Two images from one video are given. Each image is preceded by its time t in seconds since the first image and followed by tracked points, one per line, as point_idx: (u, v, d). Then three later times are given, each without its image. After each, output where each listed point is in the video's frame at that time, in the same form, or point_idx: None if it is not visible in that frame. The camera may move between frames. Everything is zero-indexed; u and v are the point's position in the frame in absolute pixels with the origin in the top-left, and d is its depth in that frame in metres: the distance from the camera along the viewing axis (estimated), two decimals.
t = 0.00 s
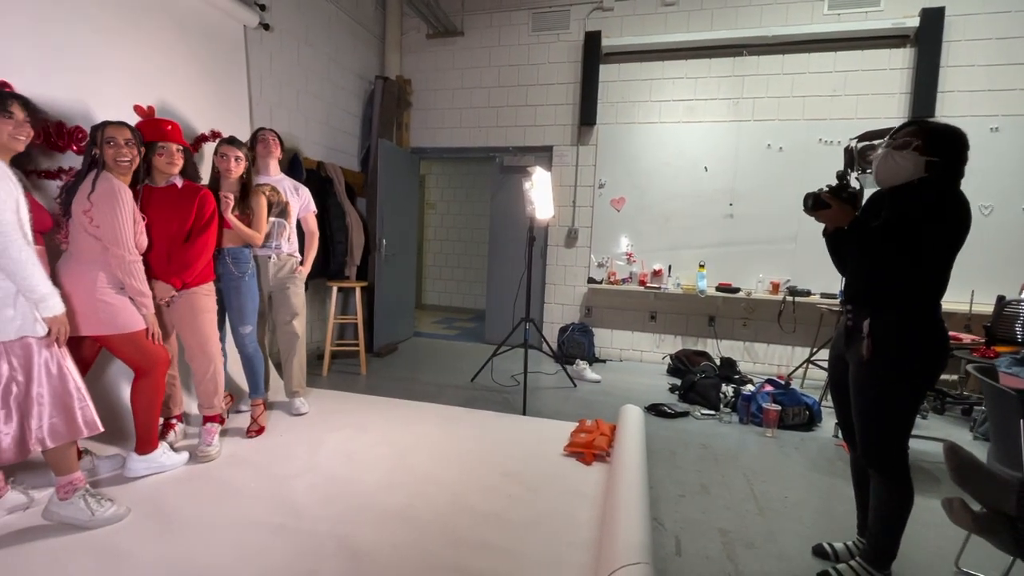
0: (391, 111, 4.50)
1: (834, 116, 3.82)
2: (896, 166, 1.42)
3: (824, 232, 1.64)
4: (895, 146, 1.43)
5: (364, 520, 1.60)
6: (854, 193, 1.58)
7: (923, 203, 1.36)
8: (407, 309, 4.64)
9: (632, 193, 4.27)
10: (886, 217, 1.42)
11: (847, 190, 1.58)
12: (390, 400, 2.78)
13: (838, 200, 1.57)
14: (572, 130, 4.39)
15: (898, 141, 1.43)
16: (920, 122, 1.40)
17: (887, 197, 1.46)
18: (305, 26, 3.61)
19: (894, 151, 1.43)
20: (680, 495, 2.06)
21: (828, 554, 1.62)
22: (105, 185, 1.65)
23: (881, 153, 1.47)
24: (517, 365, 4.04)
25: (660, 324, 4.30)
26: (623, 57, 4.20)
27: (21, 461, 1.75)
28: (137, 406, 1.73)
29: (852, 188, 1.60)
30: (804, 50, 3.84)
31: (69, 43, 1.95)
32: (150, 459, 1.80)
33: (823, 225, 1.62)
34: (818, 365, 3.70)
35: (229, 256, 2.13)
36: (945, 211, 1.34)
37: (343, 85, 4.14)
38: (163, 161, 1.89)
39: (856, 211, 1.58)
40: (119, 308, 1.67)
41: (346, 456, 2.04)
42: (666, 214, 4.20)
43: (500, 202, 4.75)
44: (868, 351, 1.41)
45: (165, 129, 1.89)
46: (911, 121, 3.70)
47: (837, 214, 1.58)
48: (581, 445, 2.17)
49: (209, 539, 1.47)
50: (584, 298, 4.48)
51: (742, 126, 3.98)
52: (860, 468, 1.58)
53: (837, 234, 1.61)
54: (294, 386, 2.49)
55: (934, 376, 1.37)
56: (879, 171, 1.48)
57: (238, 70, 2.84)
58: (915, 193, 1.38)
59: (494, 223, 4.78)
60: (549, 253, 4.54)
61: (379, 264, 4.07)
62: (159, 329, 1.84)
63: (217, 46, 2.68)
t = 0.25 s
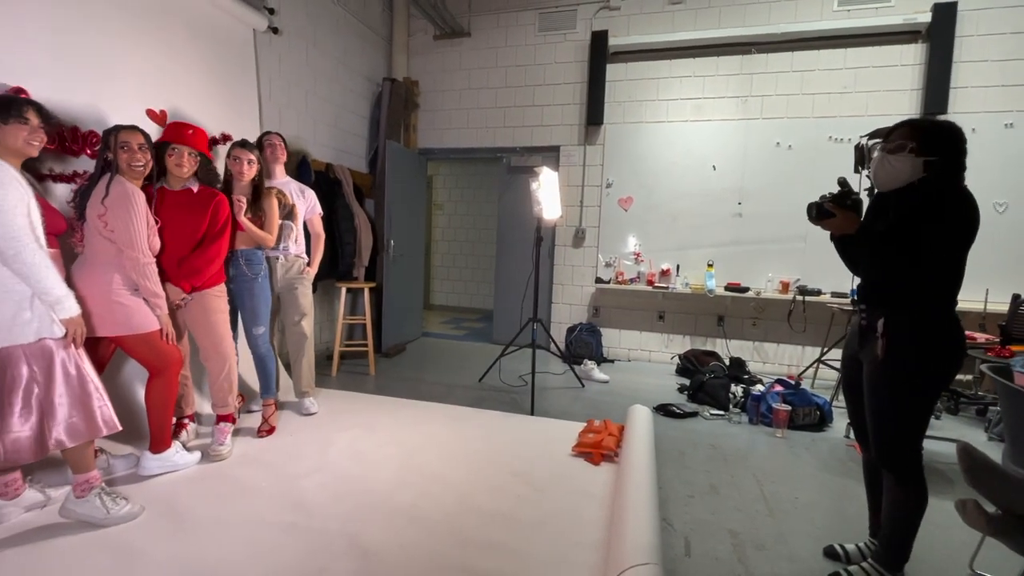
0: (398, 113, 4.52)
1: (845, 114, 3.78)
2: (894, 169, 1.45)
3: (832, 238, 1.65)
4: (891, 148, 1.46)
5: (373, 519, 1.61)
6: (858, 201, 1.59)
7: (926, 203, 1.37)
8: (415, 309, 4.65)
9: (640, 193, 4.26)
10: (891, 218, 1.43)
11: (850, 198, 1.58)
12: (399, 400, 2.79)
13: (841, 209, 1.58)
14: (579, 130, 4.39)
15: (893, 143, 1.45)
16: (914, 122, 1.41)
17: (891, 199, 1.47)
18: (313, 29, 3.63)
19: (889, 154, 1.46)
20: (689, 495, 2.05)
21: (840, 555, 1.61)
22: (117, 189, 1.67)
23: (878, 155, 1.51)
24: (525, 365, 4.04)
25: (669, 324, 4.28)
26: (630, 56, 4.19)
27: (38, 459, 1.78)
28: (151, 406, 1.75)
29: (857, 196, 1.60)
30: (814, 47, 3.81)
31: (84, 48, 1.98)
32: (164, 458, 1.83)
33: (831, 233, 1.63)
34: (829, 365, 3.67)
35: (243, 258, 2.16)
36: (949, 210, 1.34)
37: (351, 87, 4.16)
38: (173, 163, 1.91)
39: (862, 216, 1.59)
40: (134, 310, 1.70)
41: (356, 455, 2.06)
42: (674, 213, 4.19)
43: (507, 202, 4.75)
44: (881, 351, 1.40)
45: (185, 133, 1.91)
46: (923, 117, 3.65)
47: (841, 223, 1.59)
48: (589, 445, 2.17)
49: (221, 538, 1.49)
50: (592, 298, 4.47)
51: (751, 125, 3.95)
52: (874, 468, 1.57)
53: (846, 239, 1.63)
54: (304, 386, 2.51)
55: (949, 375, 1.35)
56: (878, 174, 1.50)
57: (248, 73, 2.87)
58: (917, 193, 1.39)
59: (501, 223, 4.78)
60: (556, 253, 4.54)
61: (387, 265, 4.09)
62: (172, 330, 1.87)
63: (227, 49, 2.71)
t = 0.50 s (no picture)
0: (407, 114, 4.54)
1: (857, 111, 3.73)
2: (902, 170, 1.44)
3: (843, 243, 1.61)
4: (898, 149, 1.45)
5: (384, 519, 1.62)
6: (866, 203, 1.57)
7: (937, 201, 1.35)
8: (424, 310, 4.67)
9: (649, 192, 4.24)
10: (902, 218, 1.41)
11: (858, 201, 1.57)
12: (409, 400, 2.81)
13: (850, 212, 1.55)
14: (588, 130, 4.38)
15: (900, 143, 1.44)
16: (923, 121, 1.40)
17: (902, 198, 1.45)
18: (323, 32, 3.67)
19: (897, 155, 1.45)
20: (701, 496, 2.04)
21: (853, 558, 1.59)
22: (132, 193, 1.70)
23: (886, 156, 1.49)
24: (535, 365, 4.04)
25: (679, 324, 4.26)
26: (639, 55, 4.17)
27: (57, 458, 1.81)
28: (164, 405, 1.78)
29: (865, 198, 1.59)
30: (826, 43, 3.77)
31: (100, 54, 2.02)
32: (178, 456, 1.86)
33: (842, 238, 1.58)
34: (842, 365, 3.62)
35: (257, 260, 2.18)
36: (961, 207, 1.31)
37: (361, 89, 4.19)
38: (188, 167, 1.93)
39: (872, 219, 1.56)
40: (148, 312, 1.73)
41: (366, 455, 2.07)
42: (683, 212, 4.16)
43: (516, 203, 4.76)
44: (897, 352, 1.38)
45: (202, 138, 1.95)
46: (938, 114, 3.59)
47: (851, 226, 1.54)
48: (599, 446, 2.16)
49: (234, 536, 1.51)
50: (602, 298, 4.45)
51: (762, 122, 3.92)
52: (890, 469, 1.55)
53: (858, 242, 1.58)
54: (315, 386, 2.53)
55: (966, 375, 1.33)
56: (887, 175, 1.49)
57: (260, 76, 2.91)
58: (927, 191, 1.37)
59: (510, 224, 4.79)
60: (565, 253, 4.53)
61: (397, 266, 4.11)
62: (187, 331, 1.89)
63: (239, 54, 2.74)
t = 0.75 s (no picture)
0: (422, 116, 4.57)
1: (879, 106, 3.65)
2: (926, 164, 1.40)
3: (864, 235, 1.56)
4: (921, 143, 1.41)
5: (400, 518, 1.64)
6: (889, 193, 1.51)
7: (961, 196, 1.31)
8: (439, 310, 4.70)
9: (665, 191, 4.20)
10: (925, 213, 1.37)
11: (881, 192, 1.51)
12: (424, 400, 2.82)
13: (871, 202, 1.50)
14: (603, 129, 4.35)
15: (923, 138, 1.41)
16: (947, 115, 1.37)
17: (924, 193, 1.41)
18: (339, 36, 3.71)
19: (920, 149, 1.41)
20: (718, 498, 2.02)
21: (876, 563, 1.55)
22: (155, 196, 1.74)
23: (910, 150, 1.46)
24: (549, 366, 4.03)
25: (696, 324, 4.21)
26: (654, 52, 4.14)
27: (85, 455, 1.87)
28: (186, 404, 1.82)
29: (888, 189, 1.53)
30: (846, 38, 3.69)
31: (125, 61, 2.07)
32: (200, 454, 1.89)
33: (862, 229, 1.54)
34: (864, 366, 3.55)
35: (276, 262, 2.22)
36: (986, 202, 1.27)
37: (376, 91, 4.23)
38: (207, 170, 1.97)
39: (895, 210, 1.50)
40: (170, 313, 1.77)
41: (382, 454, 2.09)
42: (700, 211, 4.12)
43: (530, 203, 4.75)
44: (918, 352, 1.35)
45: (222, 143, 1.99)
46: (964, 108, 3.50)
47: (871, 216, 1.50)
48: (615, 447, 2.15)
49: (254, 533, 1.53)
50: (617, 298, 4.42)
51: (780, 119, 3.85)
52: (912, 472, 1.51)
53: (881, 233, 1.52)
54: (333, 386, 2.56)
55: (992, 376, 1.29)
56: (911, 170, 1.46)
57: (278, 81, 2.95)
58: (950, 186, 1.34)
59: (525, 224, 4.79)
60: (580, 253, 4.51)
61: (412, 267, 4.14)
62: (207, 332, 1.93)
63: (258, 59, 2.79)
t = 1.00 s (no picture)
0: (438, 117, 4.60)
1: (904, 100, 3.56)
2: (958, 160, 1.37)
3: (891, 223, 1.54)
4: (952, 137, 1.38)
5: (417, 516, 1.65)
6: (921, 180, 1.47)
7: (991, 191, 1.27)
8: (456, 310, 4.72)
9: (682, 190, 4.15)
10: (952, 209, 1.34)
11: (913, 178, 1.47)
12: (440, 400, 2.84)
13: (901, 188, 1.48)
14: (619, 127, 4.33)
15: (955, 131, 1.37)
16: (981, 108, 1.33)
17: (952, 189, 1.38)
18: (356, 40, 3.76)
19: (951, 144, 1.38)
20: (737, 501, 1.99)
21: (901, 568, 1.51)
22: (178, 200, 1.78)
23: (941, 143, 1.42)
24: (565, 366, 4.02)
25: (714, 324, 4.16)
26: (670, 50, 4.10)
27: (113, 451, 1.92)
28: (209, 402, 1.86)
29: (920, 175, 1.48)
30: (868, 31, 3.61)
31: (150, 68, 2.13)
32: (222, 451, 1.94)
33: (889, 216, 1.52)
34: (889, 368, 3.46)
35: (294, 263, 2.25)
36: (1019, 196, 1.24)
37: (392, 94, 4.27)
38: (227, 172, 2.01)
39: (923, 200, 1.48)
40: (194, 313, 1.81)
41: (399, 453, 2.11)
42: (718, 210, 4.06)
43: (546, 203, 4.75)
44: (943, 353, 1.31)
45: (239, 145, 2.02)
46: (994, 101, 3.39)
47: (899, 203, 1.48)
48: (631, 448, 2.13)
49: (274, 529, 1.56)
50: (633, 298, 4.39)
51: (800, 116, 3.78)
52: (939, 477, 1.47)
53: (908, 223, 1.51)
54: (351, 385, 2.59)
55: None
56: (942, 164, 1.42)
57: (297, 85, 3.00)
58: (981, 180, 1.30)
59: (540, 224, 4.78)
60: (596, 253, 4.49)
61: (428, 267, 4.16)
62: (229, 332, 1.97)
63: (278, 64, 2.84)
